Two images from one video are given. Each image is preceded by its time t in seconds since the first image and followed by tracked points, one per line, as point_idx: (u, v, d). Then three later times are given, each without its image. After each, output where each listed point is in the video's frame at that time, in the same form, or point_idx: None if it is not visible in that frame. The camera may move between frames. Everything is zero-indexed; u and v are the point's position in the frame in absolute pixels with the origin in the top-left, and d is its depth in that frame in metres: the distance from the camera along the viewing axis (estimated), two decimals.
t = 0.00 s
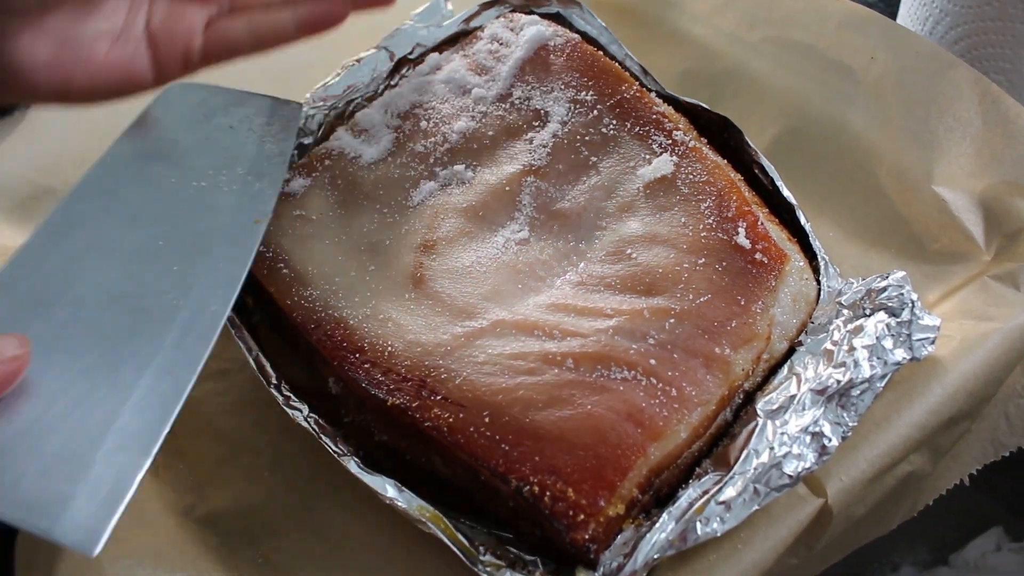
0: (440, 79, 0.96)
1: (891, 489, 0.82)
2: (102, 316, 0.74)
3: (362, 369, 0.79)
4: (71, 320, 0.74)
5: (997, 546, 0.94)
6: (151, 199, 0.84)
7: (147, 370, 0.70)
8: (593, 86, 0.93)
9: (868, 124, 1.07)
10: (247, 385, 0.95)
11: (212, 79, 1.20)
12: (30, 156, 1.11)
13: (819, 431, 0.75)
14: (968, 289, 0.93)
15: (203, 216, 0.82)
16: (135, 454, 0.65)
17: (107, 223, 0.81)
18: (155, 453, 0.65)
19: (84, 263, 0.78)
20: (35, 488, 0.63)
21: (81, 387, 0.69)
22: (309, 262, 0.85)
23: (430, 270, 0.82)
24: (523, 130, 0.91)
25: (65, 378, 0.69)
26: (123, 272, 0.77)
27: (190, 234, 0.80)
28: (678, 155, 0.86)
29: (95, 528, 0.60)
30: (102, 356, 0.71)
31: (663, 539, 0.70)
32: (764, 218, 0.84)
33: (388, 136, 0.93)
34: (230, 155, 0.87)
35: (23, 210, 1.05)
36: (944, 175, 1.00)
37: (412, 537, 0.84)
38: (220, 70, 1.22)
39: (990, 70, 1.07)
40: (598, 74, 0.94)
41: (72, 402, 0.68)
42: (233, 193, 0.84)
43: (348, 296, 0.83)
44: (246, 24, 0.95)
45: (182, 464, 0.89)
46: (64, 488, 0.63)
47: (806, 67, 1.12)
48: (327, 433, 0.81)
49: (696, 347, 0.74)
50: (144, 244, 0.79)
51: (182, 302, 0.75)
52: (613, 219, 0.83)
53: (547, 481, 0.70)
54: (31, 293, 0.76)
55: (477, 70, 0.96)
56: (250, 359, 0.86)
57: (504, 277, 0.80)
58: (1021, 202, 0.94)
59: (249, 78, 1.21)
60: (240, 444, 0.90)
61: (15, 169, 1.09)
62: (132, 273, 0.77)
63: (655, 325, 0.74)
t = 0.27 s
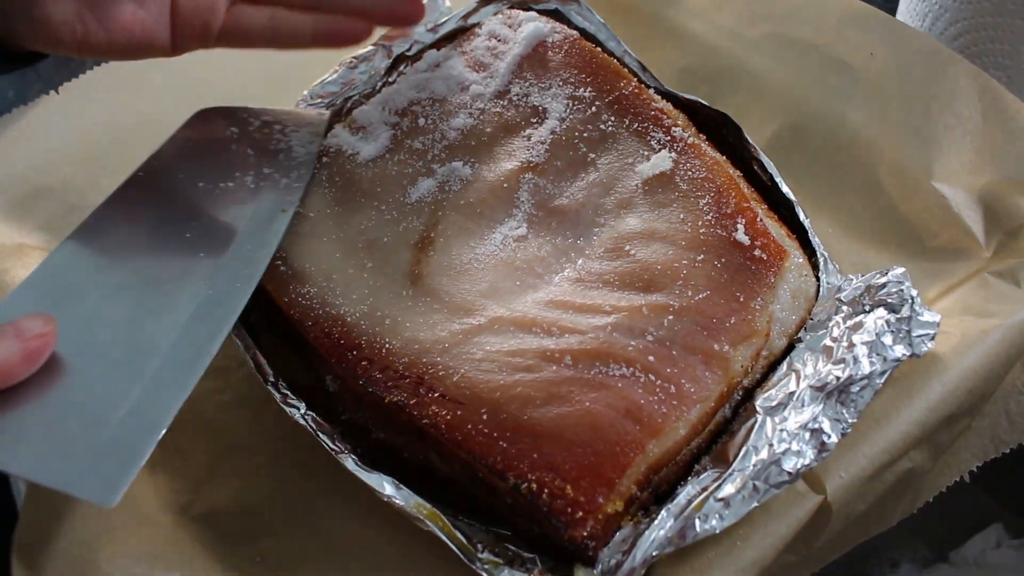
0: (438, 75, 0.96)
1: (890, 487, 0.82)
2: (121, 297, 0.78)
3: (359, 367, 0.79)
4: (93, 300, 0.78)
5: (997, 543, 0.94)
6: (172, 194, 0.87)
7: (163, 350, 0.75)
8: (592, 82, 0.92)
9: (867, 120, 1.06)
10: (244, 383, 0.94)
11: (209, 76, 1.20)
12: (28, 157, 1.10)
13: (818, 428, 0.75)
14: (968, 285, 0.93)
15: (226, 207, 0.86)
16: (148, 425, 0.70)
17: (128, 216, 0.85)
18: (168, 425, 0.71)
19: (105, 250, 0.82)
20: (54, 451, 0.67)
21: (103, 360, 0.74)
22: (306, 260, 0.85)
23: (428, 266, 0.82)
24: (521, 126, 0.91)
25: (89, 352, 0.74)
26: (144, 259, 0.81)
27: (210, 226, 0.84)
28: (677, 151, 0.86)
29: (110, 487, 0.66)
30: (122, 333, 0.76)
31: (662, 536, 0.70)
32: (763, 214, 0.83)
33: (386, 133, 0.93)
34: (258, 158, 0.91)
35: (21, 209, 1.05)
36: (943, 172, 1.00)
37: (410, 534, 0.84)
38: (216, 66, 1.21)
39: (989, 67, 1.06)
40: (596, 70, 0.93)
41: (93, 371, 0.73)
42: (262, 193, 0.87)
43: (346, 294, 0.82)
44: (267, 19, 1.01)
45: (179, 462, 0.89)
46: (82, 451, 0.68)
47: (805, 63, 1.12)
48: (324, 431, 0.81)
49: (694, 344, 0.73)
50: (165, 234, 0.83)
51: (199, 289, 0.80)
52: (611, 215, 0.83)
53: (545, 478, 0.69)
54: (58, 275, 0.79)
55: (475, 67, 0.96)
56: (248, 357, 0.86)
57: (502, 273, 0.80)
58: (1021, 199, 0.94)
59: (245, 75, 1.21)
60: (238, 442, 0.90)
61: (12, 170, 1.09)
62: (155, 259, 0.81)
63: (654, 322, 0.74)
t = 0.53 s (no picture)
0: (435, 73, 0.96)
1: (886, 482, 0.82)
2: (130, 294, 0.79)
3: (356, 362, 0.79)
4: (101, 299, 0.78)
5: (993, 539, 0.94)
6: (179, 194, 0.88)
7: (169, 344, 0.76)
8: (588, 79, 0.93)
9: (864, 116, 1.06)
10: (242, 380, 0.95)
11: (206, 75, 1.20)
12: (27, 156, 1.10)
13: (812, 423, 0.75)
14: (964, 281, 0.93)
15: (232, 203, 0.87)
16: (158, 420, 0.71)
17: (134, 217, 0.86)
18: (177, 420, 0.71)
19: (114, 252, 0.82)
20: (63, 444, 0.68)
21: (112, 356, 0.74)
22: (303, 257, 0.85)
23: (424, 262, 0.82)
24: (518, 123, 0.91)
25: (97, 348, 0.74)
26: (150, 258, 0.82)
27: (215, 222, 0.85)
28: (673, 147, 0.86)
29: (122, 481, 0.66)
30: (129, 329, 0.76)
31: (657, 532, 0.70)
32: (759, 210, 0.84)
33: (383, 130, 0.93)
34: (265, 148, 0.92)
35: (19, 207, 1.05)
36: (939, 167, 1.00)
37: (407, 530, 0.84)
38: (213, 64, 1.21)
39: (985, 63, 1.06)
40: (593, 67, 0.93)
41: (101, 366, 0.73)
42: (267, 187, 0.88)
43: (343, 290, 0.83)
44: (268, 35, 1.00)
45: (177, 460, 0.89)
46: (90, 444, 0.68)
47: (801, 60, 1.12)
48: (321, 427, 0.81)
49: (690, 339, 0.74)
50: (172, 231, 0.84)
51: (206, 283, 0.80)
52: (607, 211, 0.83)
53: (540, 473, 0.70)
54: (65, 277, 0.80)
55: (472, 64, 0.96)
56: (245, 354, 0.86)
57: (498, 270, 0.80)
58: (1017, 194, 0.94)
59: (243, 74, 1.21)
60: (235, 438, 0.91)
61: (11, 168, 1.09)
62: (163, 257, 0.82)
63: (649, 317, 0.74)
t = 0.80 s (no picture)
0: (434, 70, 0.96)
1: (884, 477, 0.82)
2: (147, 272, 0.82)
3: (356, 358, 0.80)
4: (119, 279, 0.81)
5: (992, 534, 0.95)
6: (195, 175, 0.91)
7: (185, 323, 0.79)
8: (587, 77, 0.93)
9: (862, 113, 1.07)
10: (243, 376, 0.95)
11: (207, 72, 1.21)
12: (28, 153, 1.11)
13: (810, 419, 0.75)
14: (962, 277, 0.93)
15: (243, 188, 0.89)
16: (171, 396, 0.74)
17: (148, 200, 0.88)
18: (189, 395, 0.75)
19: (133, 232, 0.85)
20: (83, 416, 0.71)
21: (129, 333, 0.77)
22: (303, 253, 0.86)
23: (423, 258, 0.82)
24: (517, 120, 0.91)
25: (115, 325, 0.77)
26: (165, 240, 0.85)
27: (227, 207, 0.88)
28: (671, 144, 0.86)
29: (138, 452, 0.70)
30: (146, 308, 0.79)
31: (656, 525, 0.70)
32: (757, 206, 0.84)
33: (383, 127, 0.93)
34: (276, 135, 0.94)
35: (19, 206, 1.05)
36: (937, 164, 1.01)
37: (407, 525, 0.84)
38: (214, 62, 1.22)
39: (983, 59, 1.07)
40: (592, 64, 0.94)
41: (119, 342, 0.76)
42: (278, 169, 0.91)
43: (343, 286, 0.83)
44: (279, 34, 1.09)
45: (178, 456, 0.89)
46: (109, 417, 0.71)
47: (799, 57, 1.12)
48: (321, 423, 0.82)
49: (688, 335, 0.74)
50: (186, 215, 0.87)
51: (220, 266, 0.83)
52: (606, 208, 0.83)
53: (539, 468, 0.70)
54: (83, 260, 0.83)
55: (471, 61, 0.96)
56: (245, 350, 0.87)
57: (497, 266, 0.81)
58: (1015, 190, 0.94)
59: (243, 72, 1.21)
60: (236, 435, 0.91)
61: (12, 167, 1.09)
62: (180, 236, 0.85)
63: (648, 313, 0.75)
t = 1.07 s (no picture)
0: (436, 70, 0.97)
1: (885, 475, 0.82)
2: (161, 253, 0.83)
3: (359, 356, 0.80)
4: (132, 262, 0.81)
5: (993, 532, 0.95)
6: (209, 156, 0.91)
7: (197, 305, 0.80)
8: (589, 76, 0.93)
9: (863, 112, 1.07)
10: (246, 375, 0.95)
11: (209, 71, 1.21)
12: (31, 153, 1.11)
13: (811, 417, 0.76)
14: (963, 276, 0.93)
15: (254, 172, 0.90)
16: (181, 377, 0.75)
17: (163, 186, 0.89)
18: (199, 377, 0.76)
19: (149, 213, 0.86)
20: (95, 399, 0.72)
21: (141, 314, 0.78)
22: (305, 252, 0.86)
23: (426, 257, 0.83)
24: (519, 119, 0.91)
25: (127, 308, 0.78)
26: (177, 223, 0.85)
27: (238, 191, 0.88)
28: (673, 143, 0.87)
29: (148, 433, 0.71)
30: (158, 291, 0.80)
31: (659, 522, 0.71)
32: (758, 205, 0.84)
33: (385, 126, 0.93)
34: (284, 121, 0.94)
35: (22, 205, 1.06)
36: (938, 162, 1.01)
37: (410, 524, 0.84)
38: (216, 60, 1.22)
39: (984, 58, 1.07)
40: (593, 64, 0.94)
41: (132, 325, 0.77)
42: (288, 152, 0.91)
43: (346, 285, 0.83)
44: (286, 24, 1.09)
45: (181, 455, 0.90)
46: (119, 401, 0.72)
47: (800, 56, 1.12)
48: (324, 421, 0.82)
49: (691, 333, 0.74)
50: (199, 198, 0.87)
51: (232, 247, 0.84)
52: (608, 207, 0.83)
53: (542, 465, 0.70)
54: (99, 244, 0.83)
55: (473, 61, 0.96)
56: (248, 349, 0.87)
57: (500, 266, 0.81)
58: (1016, 189, 0.94)
59: (245, 70, 1.21)
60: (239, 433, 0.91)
61: (15, 166, 1.09)
62: (194, 216, 0.86)
63: (650, 312, 0.75)
